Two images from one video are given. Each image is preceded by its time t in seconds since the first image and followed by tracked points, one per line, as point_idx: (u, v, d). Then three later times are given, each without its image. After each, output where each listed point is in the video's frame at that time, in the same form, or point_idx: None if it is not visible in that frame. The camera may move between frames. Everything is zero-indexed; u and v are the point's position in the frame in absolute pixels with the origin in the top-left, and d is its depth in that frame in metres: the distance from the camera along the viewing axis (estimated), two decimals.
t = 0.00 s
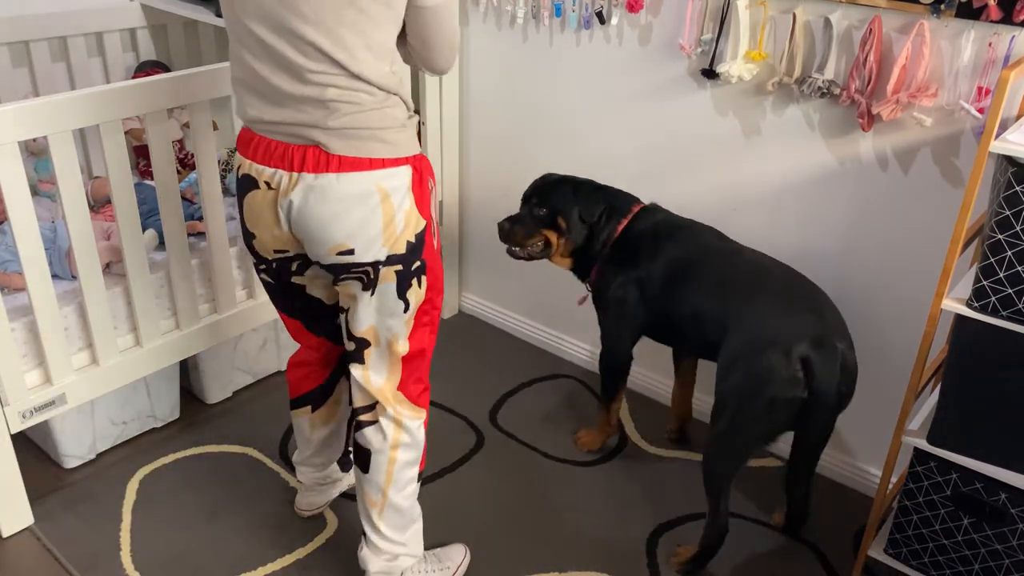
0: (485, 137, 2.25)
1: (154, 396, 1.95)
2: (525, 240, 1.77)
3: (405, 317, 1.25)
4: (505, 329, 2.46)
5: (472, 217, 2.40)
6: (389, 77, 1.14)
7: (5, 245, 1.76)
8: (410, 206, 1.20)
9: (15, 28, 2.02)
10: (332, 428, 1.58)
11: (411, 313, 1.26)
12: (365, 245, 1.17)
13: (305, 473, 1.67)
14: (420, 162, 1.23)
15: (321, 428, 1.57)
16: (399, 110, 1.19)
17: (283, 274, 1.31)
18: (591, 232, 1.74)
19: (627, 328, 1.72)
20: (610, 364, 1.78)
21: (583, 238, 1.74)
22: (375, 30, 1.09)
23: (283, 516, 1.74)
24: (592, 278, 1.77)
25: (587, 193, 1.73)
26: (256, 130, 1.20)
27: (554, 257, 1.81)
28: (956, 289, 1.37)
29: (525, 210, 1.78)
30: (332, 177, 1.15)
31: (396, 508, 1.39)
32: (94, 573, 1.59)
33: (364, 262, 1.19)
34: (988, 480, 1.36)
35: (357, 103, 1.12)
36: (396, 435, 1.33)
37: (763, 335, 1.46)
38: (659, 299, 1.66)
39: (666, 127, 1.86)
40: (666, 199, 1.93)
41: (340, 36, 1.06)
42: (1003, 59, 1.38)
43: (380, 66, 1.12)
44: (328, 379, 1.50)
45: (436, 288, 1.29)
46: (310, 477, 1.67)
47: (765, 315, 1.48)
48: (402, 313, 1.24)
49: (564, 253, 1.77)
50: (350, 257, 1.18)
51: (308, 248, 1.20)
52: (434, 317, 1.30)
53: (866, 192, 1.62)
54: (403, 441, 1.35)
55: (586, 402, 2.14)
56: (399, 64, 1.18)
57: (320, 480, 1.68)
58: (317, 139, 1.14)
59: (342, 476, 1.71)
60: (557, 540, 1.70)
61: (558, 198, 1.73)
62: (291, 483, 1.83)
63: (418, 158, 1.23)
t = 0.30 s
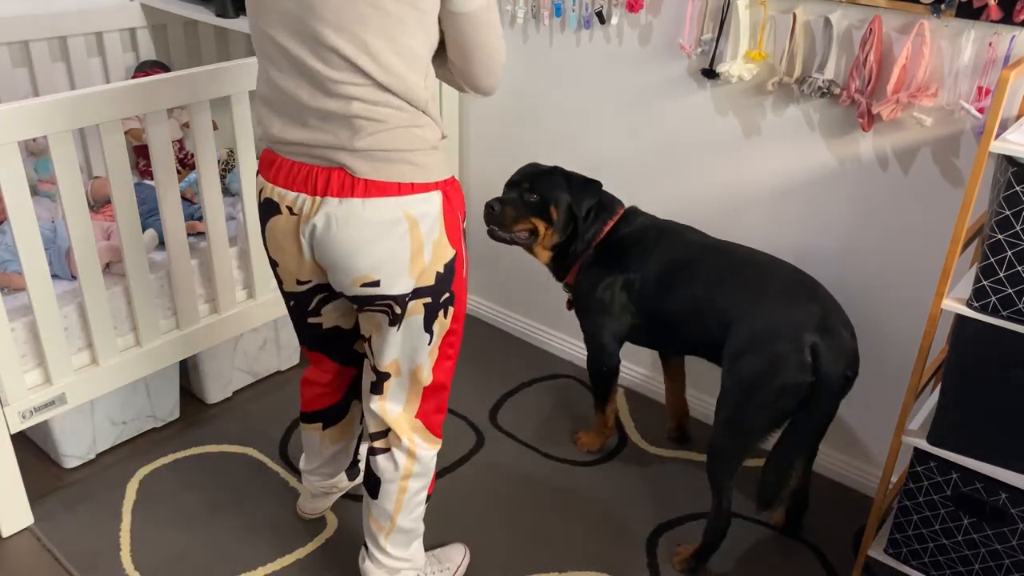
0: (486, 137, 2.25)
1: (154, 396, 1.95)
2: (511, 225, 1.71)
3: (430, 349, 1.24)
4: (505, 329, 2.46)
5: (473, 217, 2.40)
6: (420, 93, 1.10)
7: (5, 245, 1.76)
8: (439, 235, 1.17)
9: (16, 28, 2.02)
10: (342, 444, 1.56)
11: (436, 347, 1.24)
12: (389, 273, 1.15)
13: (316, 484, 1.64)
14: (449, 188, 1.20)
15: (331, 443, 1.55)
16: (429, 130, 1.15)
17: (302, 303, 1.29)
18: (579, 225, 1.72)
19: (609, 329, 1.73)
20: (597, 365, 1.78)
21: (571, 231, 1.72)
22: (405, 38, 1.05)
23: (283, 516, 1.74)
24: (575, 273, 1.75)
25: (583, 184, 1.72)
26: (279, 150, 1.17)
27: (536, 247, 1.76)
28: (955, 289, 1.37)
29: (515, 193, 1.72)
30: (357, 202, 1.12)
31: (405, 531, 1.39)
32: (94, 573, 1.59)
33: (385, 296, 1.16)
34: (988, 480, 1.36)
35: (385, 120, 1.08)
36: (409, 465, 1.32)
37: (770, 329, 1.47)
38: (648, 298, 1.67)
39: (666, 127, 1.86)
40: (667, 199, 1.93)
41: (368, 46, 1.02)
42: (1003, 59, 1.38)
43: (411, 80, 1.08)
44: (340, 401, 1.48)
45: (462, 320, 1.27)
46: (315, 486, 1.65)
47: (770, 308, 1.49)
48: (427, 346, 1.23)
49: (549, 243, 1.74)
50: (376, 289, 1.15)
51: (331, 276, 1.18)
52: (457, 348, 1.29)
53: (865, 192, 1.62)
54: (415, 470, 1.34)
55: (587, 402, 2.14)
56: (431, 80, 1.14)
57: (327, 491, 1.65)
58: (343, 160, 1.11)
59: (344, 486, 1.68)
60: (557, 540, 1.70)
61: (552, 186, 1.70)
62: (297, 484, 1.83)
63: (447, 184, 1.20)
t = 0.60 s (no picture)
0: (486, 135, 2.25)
1: (154, 396, 1.95)
2: (510, 214, 1.68)
3: (426, 356, 1.23)
4: (505, 328, 2.46)
5: (473, 217, 2.40)
6: (403, 104, 1.07)
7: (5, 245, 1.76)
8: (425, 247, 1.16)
9: (16, 28, 2.02)
10: (349, 464, 1.52)
11: (431, 354, 1.24)
12: (374, 282, 1.15)
13: (317, 506, 1.59)
14: (443, 197, 1.18)
15: (336, 463, 1.51)
16: (420, 140, 1.12)
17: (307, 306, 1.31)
18: (569, 220, 1.74)
19: (593, 325, 1.77)
20: (589, 364, 1.82)
21: (562, 225, 1.74)
22: (383, 47, 1.02)
23: (284, 515, 1.74)
24: (561, 271, 1.77)
25: (575, 180, 1.72)
26: (282, 151, 1.19)
27: (525, 238, 1.75)
28: (956, 289, 1.37)
29: (514, 180, 1.70)
30: (343, 208, 1.12)
31: (403, 535, 1.39)
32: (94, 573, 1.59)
33: (369, 302, 1.17)
34: (988, 480, 1.36)
35: (367, 130, 1.07)
36: (406, 470, 1.32)
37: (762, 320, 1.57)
38: (632, 294, 1.73)
39: (666, 127, 1.86)
40: (666, 199, 1.93)
41: (344, 56, 1.01)
42: (1003, 60, 1.38)
43: (393, 90, 1.06)
44: (346, 416, 1.46)
45: (460, 327, 1.26)
46: (321, 511, 1.59)
47: (766, 299, 1.58)
48: (421, 354, 1.22)
49: (538, 236, 1.74)
50: (361, 295, 1.16)
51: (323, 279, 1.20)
52: (455, 355, 1.28)
53: (866, 192, 1.62)
54: (412, 475, 1.33)
55: (587, 402, 2.14)
56: (422, 88, 1.10)
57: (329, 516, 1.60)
58: (331, 167, 1.11)
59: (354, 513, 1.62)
60: (557, 540, 1.70)
61: (549, 179, 1.70)
62: (295, 484, 1.83)
63: (440, 193, 1.18)
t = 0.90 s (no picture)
0: (486, 135, 2.25)
1: (154, 396, 1.95)
2: (493, 195, 1.67)
3: (413, 352, 1.23)
4: (505, 328, 2.46)
5: (473, 217, 2.40)
6: (392, 103, 1.07)
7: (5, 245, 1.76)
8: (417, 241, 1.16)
9: (17, 28, 2.02)
10: (343, 463, 1.52)
11: (420, 349, 1.23)
12: (364, 274, 1.14)
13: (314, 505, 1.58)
14: (435, 192, 1.18)
15: (330, 463, 1.51)
16: (410, 137, 1.12)
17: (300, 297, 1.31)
18: (553, 207, 1.74)
19: (577, 315, 1.80)
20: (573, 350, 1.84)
21: (544, 213, 1.74)
22: (368, 48, 1.01)
23: (284, 515, 1.75)
24: (543, 261, 1.78)
25: (562, 169, 1.73)
26: (277, 144, 1.19)
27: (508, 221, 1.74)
28: (956, 289, 1.37)
29: (500, 162, 1.68)
30: (335, 201, 1.13)
31: (392, 535, 1.39)
32: (94, 573, 1.59)
33: (363, 295, 1.16)
34: (988, 480, 1.36)
35: (356, 129, 1.07)
36: (391, 469, 1.32)
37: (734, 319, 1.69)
38: (613, 285, 1.78)
39: (666, 127, 1.86)
40: (666, 198, 1.93)
41: (329, 58, 1.01)
42: (1003, 60, 1.38)
43: (381, 89, 1.05)
44: (335, 414, 1.47)
45: (450, 323, 1.26)
46: (319, 511, 1.59)
47: (741, 314, 1.70)
48: (410, 348, 1.22)
49: (521, 221, 1.74)
50: (350, 287, 1.16)
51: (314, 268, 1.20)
52: (445, 351, 1.27)
53: (866, 192, 1.62)
54: (398, 474, 1.33)
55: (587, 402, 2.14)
56: (412, 86, 1.10)
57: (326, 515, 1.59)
58: (323, 163, 1.12)
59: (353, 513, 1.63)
60: (557, 539, 1.70)
61: (535, 166, 1.69)
62: (297, 483, 1.83)
63: (433, 188, 1.18)
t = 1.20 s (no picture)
0: (486, 135, 2.25)
1: (154, 396, 1.95)
2: (533, 150, 1.62)
3: (401, 351, 1.22)
4: (505, 328, 2.46)
5: (473, 217, 2.41)
6: (393, 102, 1.08)
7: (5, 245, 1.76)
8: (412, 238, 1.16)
9: (17, 28, 2.02)
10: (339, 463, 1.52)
11: (409, 348, 1.23)
12: (359, 270, 1.14)
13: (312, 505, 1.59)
14: (429, 188, 1.19)
15: (327, 463, 1.51)
16: (408, 135, 1.13)
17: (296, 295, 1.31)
18: (588, 179, 1.68)
19: (584, 312, 1.78)
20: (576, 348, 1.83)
21: (580, 182, 1.68)
22: (373, 48, 1.02)
23: (284, 515, 1.75)
24: (561, 243, 1.73)
25: (608, 145, 1.65)
26: (271, 141, 1.19)
27: (541, 180, 1.68)
28: (956, 289, 1.37)
29: (549, 120, 1.64)
30: (330, 198, 1.12)
31: (382, 536, 1.38)
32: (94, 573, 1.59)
33: (357, 292, 1.16)
34: (988, 480, 1.36)
35: (356, 128, 1.07)
36: (378, 471, 1.31)
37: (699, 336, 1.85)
38: (622, 300, 1.79)
39: (666, 127, 1.86)
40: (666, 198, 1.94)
41: (332, 57, 1.01)
42: (1003, 60, 1.38)
43: (383, 88, 1.06)
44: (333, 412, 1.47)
45: (440, 321, 1.26)
46: (317, 511, 1.59)
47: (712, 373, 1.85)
48: (399, 347, 1.21)
49: (554, 183, 1.68)
50: (344, 283, 1.16)
51: (307, 264, 1.20)
52: (433, 350, 1.27)
53: (866, 192, 1.62)
54: (385, 476, 1.32)
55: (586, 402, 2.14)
56: (411, 86, 1.11)
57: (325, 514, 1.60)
58: (319, 160, 1.12)
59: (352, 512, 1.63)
60: (557, 539, 1.70)
61: (582, 131, 1.64)
62: (296, 483, 1.83)
63: (427, 185, 1.18)
